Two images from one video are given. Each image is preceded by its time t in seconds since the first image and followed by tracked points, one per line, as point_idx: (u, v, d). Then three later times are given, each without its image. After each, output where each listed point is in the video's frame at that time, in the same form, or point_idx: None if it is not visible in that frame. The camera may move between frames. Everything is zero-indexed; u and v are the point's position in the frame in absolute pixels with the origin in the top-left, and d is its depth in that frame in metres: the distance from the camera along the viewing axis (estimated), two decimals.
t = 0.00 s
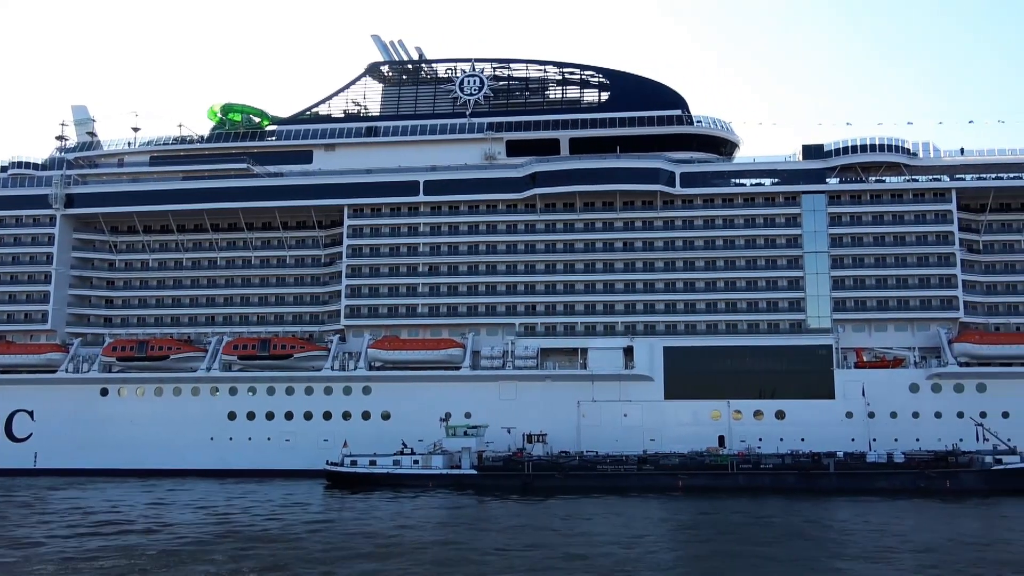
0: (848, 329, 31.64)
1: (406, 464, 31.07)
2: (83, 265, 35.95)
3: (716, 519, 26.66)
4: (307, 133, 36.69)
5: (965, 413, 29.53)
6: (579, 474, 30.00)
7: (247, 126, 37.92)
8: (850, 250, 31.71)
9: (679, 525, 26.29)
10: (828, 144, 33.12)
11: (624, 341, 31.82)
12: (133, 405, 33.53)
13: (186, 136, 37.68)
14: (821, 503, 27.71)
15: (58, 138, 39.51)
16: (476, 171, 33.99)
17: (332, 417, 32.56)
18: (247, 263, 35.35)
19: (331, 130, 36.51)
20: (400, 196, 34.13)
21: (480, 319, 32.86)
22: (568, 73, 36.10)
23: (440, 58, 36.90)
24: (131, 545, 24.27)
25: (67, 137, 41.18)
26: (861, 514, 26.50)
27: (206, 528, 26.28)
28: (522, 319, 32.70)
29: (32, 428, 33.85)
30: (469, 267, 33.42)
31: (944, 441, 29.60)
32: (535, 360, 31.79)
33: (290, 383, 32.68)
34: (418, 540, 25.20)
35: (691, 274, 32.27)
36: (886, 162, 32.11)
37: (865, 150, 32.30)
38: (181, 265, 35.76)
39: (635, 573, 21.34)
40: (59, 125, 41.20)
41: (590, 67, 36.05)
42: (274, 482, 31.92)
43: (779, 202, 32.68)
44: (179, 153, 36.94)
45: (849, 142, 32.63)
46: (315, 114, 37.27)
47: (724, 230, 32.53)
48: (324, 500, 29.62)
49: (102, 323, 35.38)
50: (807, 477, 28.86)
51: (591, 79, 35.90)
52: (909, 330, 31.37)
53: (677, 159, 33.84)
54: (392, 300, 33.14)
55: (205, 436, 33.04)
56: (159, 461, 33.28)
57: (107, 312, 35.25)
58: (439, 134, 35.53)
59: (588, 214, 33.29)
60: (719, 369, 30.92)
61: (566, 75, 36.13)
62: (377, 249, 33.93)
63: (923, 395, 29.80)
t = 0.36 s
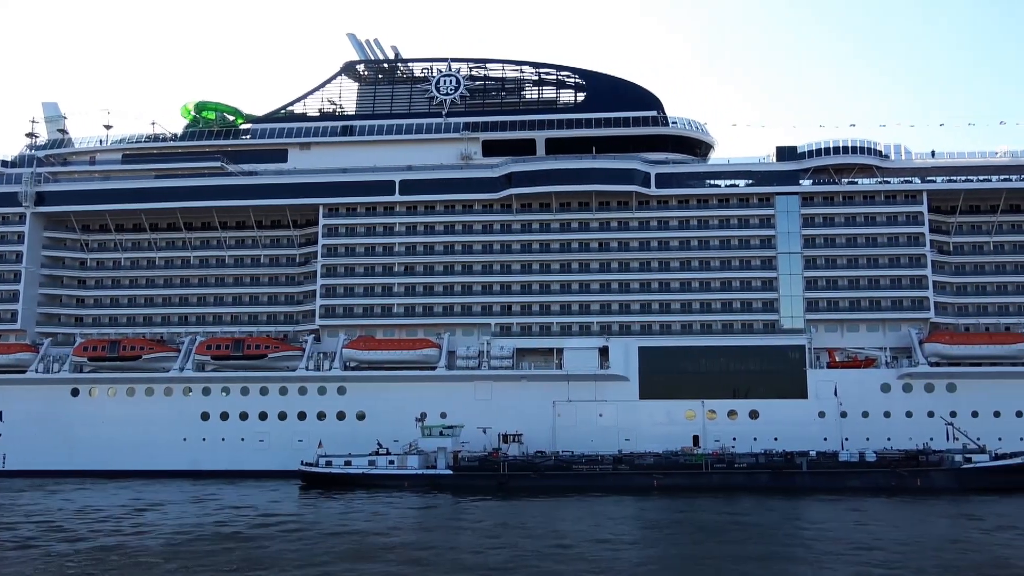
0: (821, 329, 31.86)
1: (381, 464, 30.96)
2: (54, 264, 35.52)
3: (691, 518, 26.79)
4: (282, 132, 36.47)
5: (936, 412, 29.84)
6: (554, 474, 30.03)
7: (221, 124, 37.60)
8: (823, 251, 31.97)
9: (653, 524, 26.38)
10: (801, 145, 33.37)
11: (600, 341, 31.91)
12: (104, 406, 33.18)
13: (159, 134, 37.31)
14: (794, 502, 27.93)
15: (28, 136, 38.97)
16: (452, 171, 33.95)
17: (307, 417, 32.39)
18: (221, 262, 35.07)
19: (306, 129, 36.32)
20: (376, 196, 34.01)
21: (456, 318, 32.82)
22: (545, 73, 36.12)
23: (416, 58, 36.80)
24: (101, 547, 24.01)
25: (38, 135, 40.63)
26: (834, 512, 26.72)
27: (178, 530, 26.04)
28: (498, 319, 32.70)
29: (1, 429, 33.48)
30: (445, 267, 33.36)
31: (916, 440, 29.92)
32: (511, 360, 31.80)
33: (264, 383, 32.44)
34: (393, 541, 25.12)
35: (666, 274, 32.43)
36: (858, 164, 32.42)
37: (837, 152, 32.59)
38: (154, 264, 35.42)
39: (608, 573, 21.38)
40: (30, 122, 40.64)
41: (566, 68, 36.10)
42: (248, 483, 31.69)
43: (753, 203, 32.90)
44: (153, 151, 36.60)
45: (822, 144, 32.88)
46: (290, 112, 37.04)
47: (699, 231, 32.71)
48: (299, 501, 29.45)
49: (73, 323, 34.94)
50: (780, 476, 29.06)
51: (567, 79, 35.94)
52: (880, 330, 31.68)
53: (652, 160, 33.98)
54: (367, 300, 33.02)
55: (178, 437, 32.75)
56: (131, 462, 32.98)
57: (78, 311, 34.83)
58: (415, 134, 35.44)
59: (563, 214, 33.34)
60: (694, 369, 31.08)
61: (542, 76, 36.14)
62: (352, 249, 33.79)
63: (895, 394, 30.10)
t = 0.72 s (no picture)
0: (797, 330, 32.05)
1: (358, 464, 30.84)
2: (26, 262, 35.09)
3: (667, 517, 26.89)
4: (259, 130, 36.24)
5: (910, 412, 30.11)
6: (532, 474, 30.04)
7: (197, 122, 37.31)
8: (799, 252, 32.18)
9: (630, 523, 26.44)
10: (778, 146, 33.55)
11: (577, 341, 31.99)
12: (77, 405, 32.83)
13: (134, 131, 36.98)
14: (769, 501, 28.09)
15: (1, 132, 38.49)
16: (430, 170, 33.86)
17: (283, 417, 32.21)
18: (197, 261, 34.78)
19: (284, 127, 36.12)
20: (354, 195, 33.85)
21: (434, 318, 32.76)
22: (523, 73, 36.11)
23: (394, 56, 36.66)
24: (72, 548, 23.75)
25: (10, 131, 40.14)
26: (808, 511, 26.91)
27: (151, 530, 25.81)
28: (476, 318, 32.67)
29: None
30: (422, 267, 33.30)
31: (890, 439, 30.19)
32: (488, 359, 31.79)
33: (240, 383, 32.22)
34: (369, 541, 25.02)
35: (644, 274, 32.56)
36: (834, 166, 32.65)
37: (814, 153, 32.77)
38: (128, 263, 35.06)
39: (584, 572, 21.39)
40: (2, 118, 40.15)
41: (545, 68, 36.11)
42: (224, 483, 31.48)
43: (730, 204, 33.08)
44: (127, 148, 36.28)
45: (798, 145, 33.06)
46: (267, 110, 36.80)
47: (677, 232, 32.85)
48: (275, 501, 29.27)
49: (46, 322, 34.50)
50: (756, 475, 29.22)
51: (545, 79, 35.95)
52: (855, 330, 31.92)
53: (630, 160, 34.09)
54: (344, 300, 32.89)
55: (153, 436, 32.46)
56: (104, 462, 32.65)
57: (50, 310, 34.41)
58: (394, 133, 35.33)
59: (542, 214, 33.36)
60: (671, 369, 31.19)
61: (521, 75, 36.12)
62: (329, 248, 33.62)
63: (870, 394, 30.35)
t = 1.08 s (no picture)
0: (771, 330, 32.28)
1: (333, 463, 30.70)
2: None
3: (641, 516, 26.97)
4: (234, 127, 35.97)
5: (881, 411, 30.41)
6: (507, 473, 30.03)
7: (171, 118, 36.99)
8: (773, 253, 32.38)
9: (605, 523, 26.50)
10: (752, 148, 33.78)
11: (553, 341, 32.04)
12: (47, 405, 32.44)
13: (106, 128, 36.59)
14: (743, 500, 28.27)
15: None
16: (406, 169, 33.78)
17: (257, 416, 31.98)
18: (170, 259, 34.48)
19: (259, 125, 35.88)
20: (329, 193, 33.67)
21: (410, 317, 32.69)
22: (500, 73, 36.10)
23: (371, 54, 36.51)
24: (41, 549, 23.44)
25: None
26: (781, 510, 27.11)
27: (122, 531, 25.53)
28: (451, 318, 32.61)
29: None
30: (398, 266, 33.25)
31: (862, 439, 30.47)
32: (464, 359, 31.77)
33: (213, 382, 31.96)
34: (343, 541, 24.91)
35: (619, 274, 32.66)
36: (808, 167, 32.95)
37: (788, 154, 33.05)
38: (100, 260, 34.60)
39: (558, 571, 21.40)
40: None
41: (522, 68, 36.12)
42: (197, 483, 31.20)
43: (705, 205, 33.25)
44: (99, 145, 35.91)
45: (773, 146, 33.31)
46: (242, 107, 36.54)
47: (652, 232, 32.97)
48: (248, 501, 29.05)
49: (15, 321, 34.01)
50: (730, 474, 29.39)
51: (522, 79, 35.95)
52: (828, 331, 32.18)
53: (607, 160, 34.17)
54: (319, 298, 32.74)
55: (124, 436, 32.13)
56: (75, 462, 32.26)
57: (20, 308, 33.90)
58: (370, 131, 35.21)
59: (518, 213, 33.36)
60: (646, 368, 31.32)
61: (498, 75, 36.11)
62: (304, 246, 33.43)
63: (842, 394, 30.62)
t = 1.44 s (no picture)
0: (746, 330, 32.48)
1: (308, 462, 30.56)
2: None
3: (616, 515, 27.06)
4: (209, 123, 35.69)
5: (854, 411, 30.67)
6: (483, 472, 30.02)
7: (145, 114, 36.70)
8: (748, 253, 32.56)
9: (580, 521, 26.54)
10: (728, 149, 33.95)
11: (529, 340, 32.05)
12: (18, 402, 32.04)
13: (79, 123, 36.18)
14: (717, 499, 28.42)
15: None
16: (383, 167, 33.69)
17: (231, 415, 31.73)
18: (144, 255, 34.15)
19: (235, 121, 35.64)
20: (306, 190, 33.49)
21: (386, 315, 32.59)
22: (478, 71, 36.05)
23: (348, 51, 36.34)
24: (9, 548, 23.14)
25: None
26: (755, 509, 27.28)
27: (93, 530, 25.25)
28: (428, 316, 32.53)
29: None
30: (374, 264, 33.15)
31: (835, 438, 30.72)
32: (440, 358, 31.74)
33: (187, 380, 31.69)
34: (317, 540, 24.79)
35: (596, 274, 32.71)
36: (783, 169, 33.16)
37: (763, 156, 33.27)
38: (72, 256, 34.20)
39: (533, 570, 21.39)
40: None
41: (499, 66, 36.09)
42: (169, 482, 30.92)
43: (682, 205, 33.40)
44: (72, 140, 35.50)
45: (748, 148, 33.51)
46: (218, 103, 36.26)
47: (629, 232, 33.04)
48: (222, 500, 28.85)
49: None
50: (705, 473, 29.53)
51: (500, 78, 35.92)
52: (802, 331, 32.41)
53: (584, 160, 34.23)
54: (295, 296, 32.57)
55: (96, 435, 31.77)
56: (45, 460, 31.87)
57: None
58: (347, 128, 35.06)
59: (495, 212, 33.33)
60: (621, 368, 31.41)
61: (476, 73, 36.06)
62: (280, 244, 33.25)
63: (815, 394, 30.84)
